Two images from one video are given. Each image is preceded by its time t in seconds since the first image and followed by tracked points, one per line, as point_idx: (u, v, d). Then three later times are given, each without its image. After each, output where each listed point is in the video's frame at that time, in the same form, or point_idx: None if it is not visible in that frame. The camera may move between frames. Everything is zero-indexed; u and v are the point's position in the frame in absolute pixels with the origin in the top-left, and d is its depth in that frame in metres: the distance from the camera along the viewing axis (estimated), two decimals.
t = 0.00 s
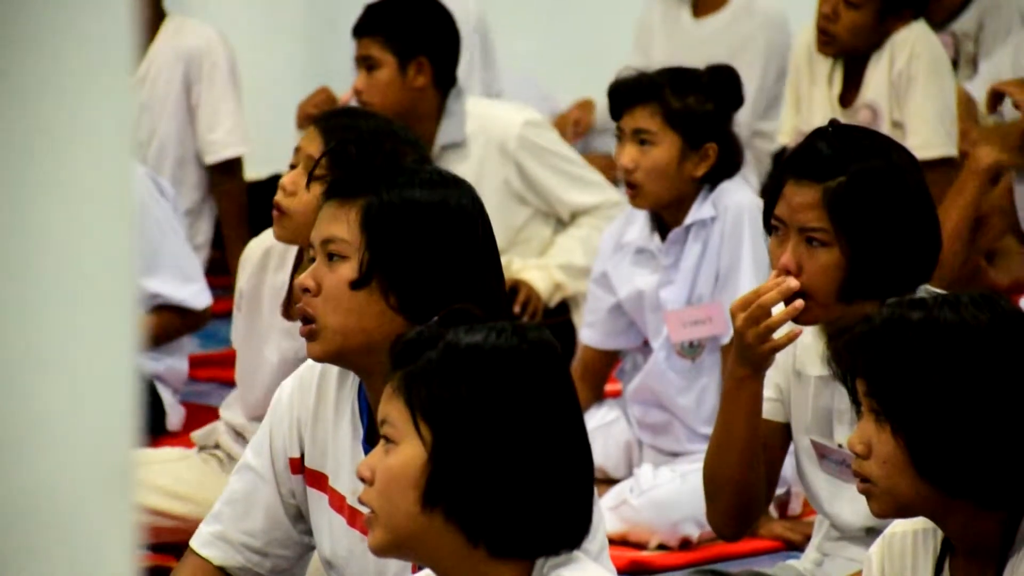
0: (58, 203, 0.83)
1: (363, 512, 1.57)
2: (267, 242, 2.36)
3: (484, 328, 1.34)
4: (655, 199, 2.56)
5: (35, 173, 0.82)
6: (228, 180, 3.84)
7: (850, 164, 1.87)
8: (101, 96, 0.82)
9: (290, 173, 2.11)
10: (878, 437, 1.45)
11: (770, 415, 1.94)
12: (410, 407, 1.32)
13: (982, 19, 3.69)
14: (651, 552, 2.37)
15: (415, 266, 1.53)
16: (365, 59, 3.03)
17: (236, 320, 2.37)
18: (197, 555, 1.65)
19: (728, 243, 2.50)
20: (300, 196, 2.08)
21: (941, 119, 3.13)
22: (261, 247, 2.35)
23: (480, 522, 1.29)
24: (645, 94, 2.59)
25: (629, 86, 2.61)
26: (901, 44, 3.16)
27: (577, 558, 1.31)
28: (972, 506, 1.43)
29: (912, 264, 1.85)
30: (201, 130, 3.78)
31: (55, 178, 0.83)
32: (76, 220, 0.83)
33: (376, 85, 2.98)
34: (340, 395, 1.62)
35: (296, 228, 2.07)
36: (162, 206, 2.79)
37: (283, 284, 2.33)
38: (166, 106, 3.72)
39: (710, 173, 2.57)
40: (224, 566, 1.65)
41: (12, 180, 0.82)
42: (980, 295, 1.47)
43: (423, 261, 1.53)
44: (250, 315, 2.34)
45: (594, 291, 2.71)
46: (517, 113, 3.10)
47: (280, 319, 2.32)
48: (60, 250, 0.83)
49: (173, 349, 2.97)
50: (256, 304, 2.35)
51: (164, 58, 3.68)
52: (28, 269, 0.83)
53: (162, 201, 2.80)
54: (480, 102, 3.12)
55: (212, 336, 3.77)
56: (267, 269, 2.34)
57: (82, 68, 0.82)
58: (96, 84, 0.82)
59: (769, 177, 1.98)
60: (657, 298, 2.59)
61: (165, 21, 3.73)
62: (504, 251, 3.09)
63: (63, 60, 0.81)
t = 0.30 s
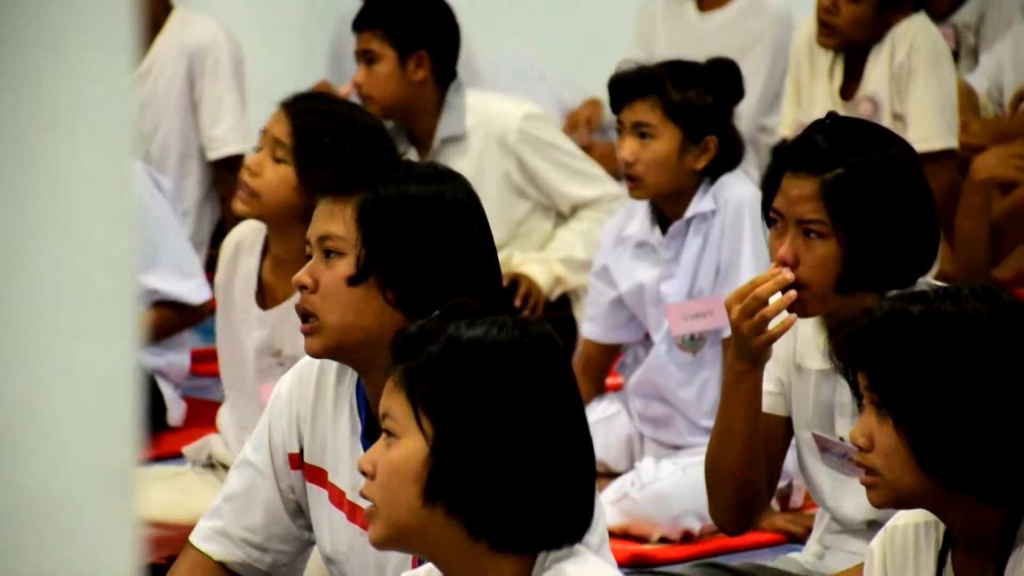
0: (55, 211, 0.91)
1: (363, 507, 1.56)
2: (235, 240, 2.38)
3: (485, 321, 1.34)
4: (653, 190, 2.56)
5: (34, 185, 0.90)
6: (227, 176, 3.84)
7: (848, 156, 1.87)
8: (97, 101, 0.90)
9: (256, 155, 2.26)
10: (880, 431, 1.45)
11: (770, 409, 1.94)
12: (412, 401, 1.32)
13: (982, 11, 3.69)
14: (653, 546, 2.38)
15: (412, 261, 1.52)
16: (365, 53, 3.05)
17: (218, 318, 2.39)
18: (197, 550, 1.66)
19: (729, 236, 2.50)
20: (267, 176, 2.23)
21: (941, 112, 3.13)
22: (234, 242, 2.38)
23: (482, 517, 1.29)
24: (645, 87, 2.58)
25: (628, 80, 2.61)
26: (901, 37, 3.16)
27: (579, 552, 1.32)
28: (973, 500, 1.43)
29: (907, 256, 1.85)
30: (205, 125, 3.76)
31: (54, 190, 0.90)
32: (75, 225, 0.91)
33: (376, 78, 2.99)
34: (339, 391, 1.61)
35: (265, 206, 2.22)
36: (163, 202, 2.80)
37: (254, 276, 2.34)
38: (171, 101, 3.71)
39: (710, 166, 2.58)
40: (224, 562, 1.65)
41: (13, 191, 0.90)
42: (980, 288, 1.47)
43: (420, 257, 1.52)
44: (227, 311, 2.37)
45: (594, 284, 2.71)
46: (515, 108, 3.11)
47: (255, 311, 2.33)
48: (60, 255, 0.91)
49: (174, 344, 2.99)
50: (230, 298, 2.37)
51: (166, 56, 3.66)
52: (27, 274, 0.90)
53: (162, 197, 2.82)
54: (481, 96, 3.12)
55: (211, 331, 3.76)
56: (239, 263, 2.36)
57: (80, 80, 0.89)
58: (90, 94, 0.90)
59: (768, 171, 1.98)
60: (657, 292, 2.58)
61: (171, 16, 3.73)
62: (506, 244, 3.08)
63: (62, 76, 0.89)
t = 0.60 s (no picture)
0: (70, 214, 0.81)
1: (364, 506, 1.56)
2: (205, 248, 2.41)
3: (486, 318, 1.34)
4: (653, 184, 2.55)
5: (40, 189, 0.80)
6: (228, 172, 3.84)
7: (846, 150, 1.87)
8: (89, 71, 0.79)
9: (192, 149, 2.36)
10: (881, 427, 1.45)
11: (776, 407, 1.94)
12: (413, 398, 1.32)
13: (981, 5, 3.70)
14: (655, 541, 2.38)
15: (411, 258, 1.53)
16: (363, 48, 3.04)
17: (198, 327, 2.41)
18: (198, 548, 1.66)
19: (728, 231, 2.50)
20: (210, 161, 2.33)
21: (942, 107, 3.13)
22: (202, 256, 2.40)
23: (484, 514, 1.30)
24: (645, 81, 2.58)
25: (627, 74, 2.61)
26: (901, 30, 3.16)
27: (581, 548, 1.31)
28: (977, 494, 1.43)
29: (906, 251, 1.84)
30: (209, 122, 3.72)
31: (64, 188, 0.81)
32: (72, 206, 0.81)
33: (375, 74, 2.99)
34: (339, 387, 1.61)
35: (218, 187, 2.32)
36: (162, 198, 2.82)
37: (225, 279, 2.36)
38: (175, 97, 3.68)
39: (710, 159, 2.57)
40: (225, 559, 1.65)
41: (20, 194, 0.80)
42: (978, 282, 1.47)
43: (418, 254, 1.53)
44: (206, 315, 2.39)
45: (596, 280, 2.71)
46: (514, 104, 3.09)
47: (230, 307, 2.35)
48: (55, 238, 0.81)
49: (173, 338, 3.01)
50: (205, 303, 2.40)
51: (170, 56, 3.66)
52: (22, 260, 0.81)
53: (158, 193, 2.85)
54: (480, 92, 3.12)
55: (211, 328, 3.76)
56: (210, 272, 2.38)
57: (82, 71, 0.79)
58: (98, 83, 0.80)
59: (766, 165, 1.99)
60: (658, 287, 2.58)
61: (174, 15, 3.75)
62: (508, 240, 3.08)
63: (72, 63, 0.79)
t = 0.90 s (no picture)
0: (73, 239, 0.65)
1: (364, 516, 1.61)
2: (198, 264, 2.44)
3: (485, 323, 1.33)
4: (653, 190, 2.55)
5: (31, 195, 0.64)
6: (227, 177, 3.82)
7: (845, 154, 1.86)
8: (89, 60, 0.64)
9: (160, 164, 2.42)
10: (883, 434, 1.44)
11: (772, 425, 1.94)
12: (412, 404, 1.30)
13: (981, 10, 3.65)
14: (655, 548, 2.37)
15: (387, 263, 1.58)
16: (362, 52, 3.07)
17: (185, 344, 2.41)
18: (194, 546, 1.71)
19: (726, 235, 2.49)
20: (177, 173, 2.39)
21: (942, 112, 3.12)
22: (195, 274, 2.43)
23: (484, 521, 1.28)
24: (644, 83, 2.58)
25: (627, 77, 2.60)
26: (902, 34, 3.15)
27: (580, 556, 1.31)
28: (981, 501, 1.42)
29: (908, 256, 1.83)
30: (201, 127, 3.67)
31: (64, 209, 0.65)
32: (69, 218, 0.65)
33: (374, 77, 3.01)
34: (328, 405, 1.65)
35: (188, 197, 2.38)
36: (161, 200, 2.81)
37: (209, 296, 2.37)
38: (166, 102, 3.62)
39: (709, 163, 2.56)
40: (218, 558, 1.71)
41: (9, 213, 0.64)
42: (979, 288, 1.47)
43: (392, 259, 1.58)
44: (190, 334, 2.38)
45: (596, 284, 2.69)
46: (514, 108, 3.06)
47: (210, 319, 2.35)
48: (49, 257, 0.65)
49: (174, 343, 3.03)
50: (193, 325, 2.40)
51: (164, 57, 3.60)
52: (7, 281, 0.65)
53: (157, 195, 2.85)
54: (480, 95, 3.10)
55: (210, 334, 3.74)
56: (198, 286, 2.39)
57: (76, 73, 0.64)
58: (98, 76, 0.64)
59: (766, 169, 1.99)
60: (657, 291, 2.56)
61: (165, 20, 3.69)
62: (506, 245, 3.05)
63: (66, 61, 0.63)
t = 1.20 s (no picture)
0: (74, 239, 0.70)
1: (340, 547, 1.57)
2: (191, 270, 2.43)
3: (490, 334, 1.32)
4: (650, 197, 2.53)
5: (39, 199, 0.70)
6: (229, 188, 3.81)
7: (845, 162, 1.87)
8: (84, 78, 0.69)
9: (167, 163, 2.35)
10: (885, 445, 1.44)
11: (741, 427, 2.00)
12: (415, 414, 1.28)
13: (984, 14, 3.68)
14: (656, 560, 2.37)
15: (274, 337, 1.50)
16: (362, 60, 3.06)
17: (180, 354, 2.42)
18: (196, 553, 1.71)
19: (725, 244, 2.46)
20: (180, 172, 2.31)
21: (943, 119, 3.11)
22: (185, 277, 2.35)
23: (484, 532, 1.27)
24: (642, 92, 2.58)
25: (626, 86, 2.60)
26: (904, 41, 3.14)
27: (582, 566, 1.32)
28: (981, 512, 1.41)
29: (908, 264, 1.82)
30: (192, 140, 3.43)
31: (69, 215, 0.70)
32: (71, 222, 0.70)
33: (374, 85, 3.00)
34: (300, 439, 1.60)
35: (184, 202, 2.30)
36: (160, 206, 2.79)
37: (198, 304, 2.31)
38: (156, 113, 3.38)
39: (707, 171, 2.55)
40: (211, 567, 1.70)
41: (22, 212, 0.70)
42: (981, 296, 1.47)
43: (281, 322, 1.50)
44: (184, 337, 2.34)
45: (595, 293, 2.67)
46: (515, 115, 3.03)
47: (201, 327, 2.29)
48: (57, 259, 0.70)
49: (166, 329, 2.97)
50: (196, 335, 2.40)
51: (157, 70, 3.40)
52: (22, 276, 0.71)
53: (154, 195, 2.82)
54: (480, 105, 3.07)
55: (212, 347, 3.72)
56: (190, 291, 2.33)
57: (72, 91, 0.69)
58: (95, 81, 0.69)
59: (770, 178, 2.00)
60: (656, 302, 2.54)
61: (167, 29, 3.49)
62: (505, 253, 3.05)
63: (63, 76, 0.68)
